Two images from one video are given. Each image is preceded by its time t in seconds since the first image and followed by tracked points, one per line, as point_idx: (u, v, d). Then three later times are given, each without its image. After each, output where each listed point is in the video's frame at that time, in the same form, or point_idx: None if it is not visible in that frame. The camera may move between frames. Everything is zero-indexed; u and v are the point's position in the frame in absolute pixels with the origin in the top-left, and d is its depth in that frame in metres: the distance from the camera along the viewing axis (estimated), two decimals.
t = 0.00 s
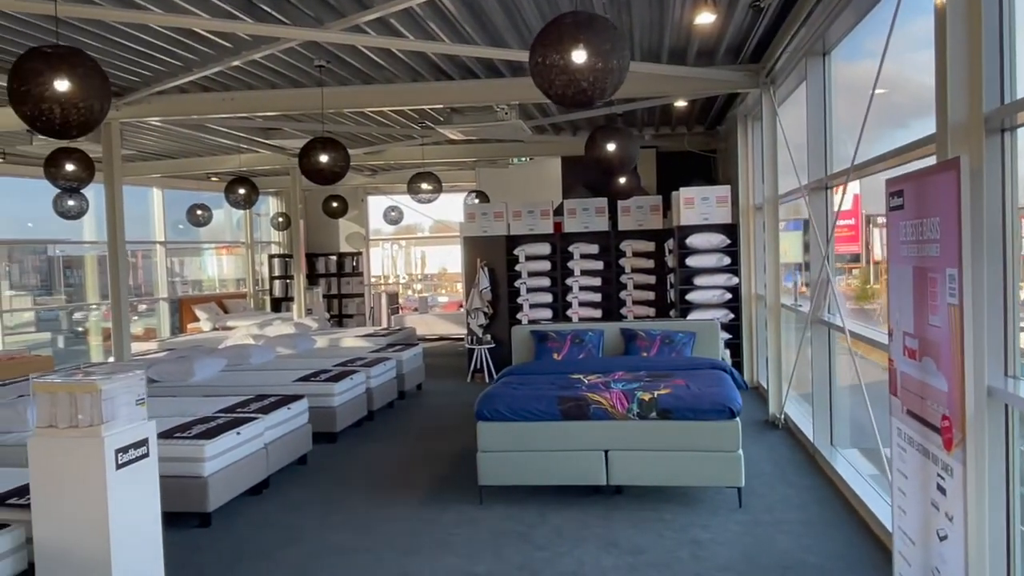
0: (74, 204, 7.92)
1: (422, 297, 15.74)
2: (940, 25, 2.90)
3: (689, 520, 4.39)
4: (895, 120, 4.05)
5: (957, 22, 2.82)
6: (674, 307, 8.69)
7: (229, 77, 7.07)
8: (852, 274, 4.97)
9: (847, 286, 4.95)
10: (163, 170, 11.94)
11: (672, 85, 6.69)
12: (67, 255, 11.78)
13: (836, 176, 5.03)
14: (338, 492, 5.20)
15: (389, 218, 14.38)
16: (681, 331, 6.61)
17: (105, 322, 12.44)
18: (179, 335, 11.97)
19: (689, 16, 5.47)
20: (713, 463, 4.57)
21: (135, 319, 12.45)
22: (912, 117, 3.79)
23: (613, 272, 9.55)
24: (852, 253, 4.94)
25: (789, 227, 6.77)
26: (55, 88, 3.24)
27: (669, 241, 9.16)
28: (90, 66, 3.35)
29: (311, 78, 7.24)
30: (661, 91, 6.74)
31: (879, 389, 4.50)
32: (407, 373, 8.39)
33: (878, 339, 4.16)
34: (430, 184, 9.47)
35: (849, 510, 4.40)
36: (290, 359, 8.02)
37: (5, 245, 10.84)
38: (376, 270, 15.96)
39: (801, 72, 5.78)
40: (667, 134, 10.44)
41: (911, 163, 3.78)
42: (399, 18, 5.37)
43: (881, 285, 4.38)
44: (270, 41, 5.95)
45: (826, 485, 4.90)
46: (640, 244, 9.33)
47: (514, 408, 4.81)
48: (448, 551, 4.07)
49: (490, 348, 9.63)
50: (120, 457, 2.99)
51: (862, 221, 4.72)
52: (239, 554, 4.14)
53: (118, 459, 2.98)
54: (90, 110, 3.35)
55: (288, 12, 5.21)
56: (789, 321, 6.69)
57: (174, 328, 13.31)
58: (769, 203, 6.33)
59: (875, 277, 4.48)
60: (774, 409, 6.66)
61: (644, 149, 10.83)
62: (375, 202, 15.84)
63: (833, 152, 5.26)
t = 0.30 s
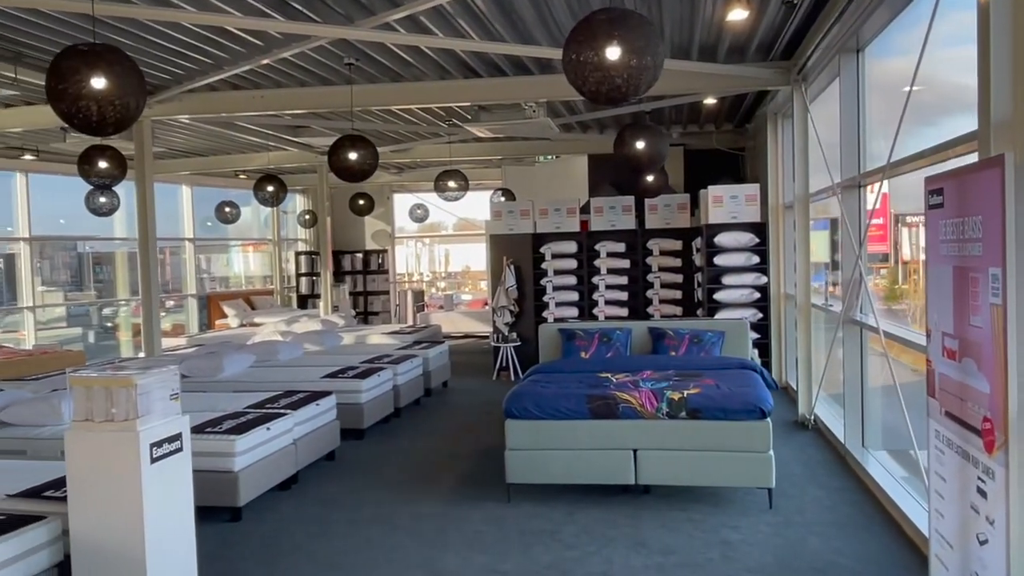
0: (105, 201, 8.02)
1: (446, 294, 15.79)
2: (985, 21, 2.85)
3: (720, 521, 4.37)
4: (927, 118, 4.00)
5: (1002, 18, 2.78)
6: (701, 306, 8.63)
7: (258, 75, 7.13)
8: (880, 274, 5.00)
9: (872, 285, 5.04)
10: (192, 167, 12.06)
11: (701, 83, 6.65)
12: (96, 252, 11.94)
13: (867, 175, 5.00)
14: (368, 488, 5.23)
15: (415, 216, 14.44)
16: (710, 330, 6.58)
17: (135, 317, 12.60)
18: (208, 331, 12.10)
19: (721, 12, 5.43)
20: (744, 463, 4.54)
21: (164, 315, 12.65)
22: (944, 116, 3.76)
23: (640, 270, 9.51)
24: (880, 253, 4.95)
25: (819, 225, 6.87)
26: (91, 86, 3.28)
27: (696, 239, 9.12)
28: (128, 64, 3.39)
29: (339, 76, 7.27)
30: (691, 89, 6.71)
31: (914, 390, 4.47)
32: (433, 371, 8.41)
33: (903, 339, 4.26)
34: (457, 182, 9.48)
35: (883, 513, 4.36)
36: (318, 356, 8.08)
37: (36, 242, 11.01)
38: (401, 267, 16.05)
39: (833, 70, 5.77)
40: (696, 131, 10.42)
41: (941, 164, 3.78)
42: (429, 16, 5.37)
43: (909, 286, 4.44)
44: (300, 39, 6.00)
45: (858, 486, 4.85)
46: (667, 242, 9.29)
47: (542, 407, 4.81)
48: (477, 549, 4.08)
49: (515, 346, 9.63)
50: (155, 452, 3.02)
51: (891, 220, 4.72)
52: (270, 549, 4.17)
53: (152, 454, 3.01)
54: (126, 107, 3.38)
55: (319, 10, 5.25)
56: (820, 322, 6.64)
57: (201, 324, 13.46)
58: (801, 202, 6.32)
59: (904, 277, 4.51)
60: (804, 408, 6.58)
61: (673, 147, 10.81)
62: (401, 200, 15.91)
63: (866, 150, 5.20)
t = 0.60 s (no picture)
0: (139, 198, 8.14)
1: (471, 292, 15.83)
2: None
3: (750, 521, 4.34)
4: (964, 118, 3.94)
5: None
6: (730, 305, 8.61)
7: (289, 73, 7.19)
8: (911, 274, 4.94)
9: (905, 285, 4.94)
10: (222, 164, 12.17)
11: (733, 81, 6.60)
12: (128, 248, 12.11)
13: (903, 174, 4.94)
14: (398, 483, 5.26)
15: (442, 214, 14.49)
16: (741, 329, 6.54)
17: (167, 312, 12.79)
18: (238, 327, 12.24)
19: (757, 9, 5.40)
20: (776, 464, 4.51)
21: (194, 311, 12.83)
22: (979, 116, 3.72)
23: (669, 269, 9.47)
24: (914, 253, 4.88)
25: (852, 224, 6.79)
26: (130, 83, 3.33)
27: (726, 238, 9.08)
28: (167, 62, 3.43)
29: (370, 74, 7.31)
30: (722, 87, 6.66)
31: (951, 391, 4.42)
32: (461, 368, 8.44)
33: (937, 339, 4.21)
34: (485, 179, 9.49)
35: (918, 516, 4.31)
36: (346, 352, 8.13)
37: (71, 237, 11.19)
38: (428, 265, 16.12)
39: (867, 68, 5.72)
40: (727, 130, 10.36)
41: (974, 164, 3.73)
42: (461, 13, 5.39)
43: (941, 286, 4.39)
44: (332, 37, 6.04)
45: (892, 488, 4.80)
46: (696, 241, 9.24)
47: (572, 405, 4.80)
48: (505, 546, 4.09)
49: (543, 344, 9.63)
50: (191, 445, 3.06)
51: (922, 220, 4.64)
52: (301, 543, 4.22)
53: (189, 447, 3.05)
54: (164, 104, 3.43)
55: (352, 8, 5.28)
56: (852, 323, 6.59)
57: (231, 320, 13.63)
58: (834, 200, 6.29)
59: (935, 278, 4.47)
60: (836, 409, 6.56)
61: (704, 146, 10.77)
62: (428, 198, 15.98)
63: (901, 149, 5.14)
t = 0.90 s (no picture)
0: (174, 194, 8.26)
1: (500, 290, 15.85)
2: None
3: (783, 522, 4.30)
4: (1004, 115, 3.86)
5: None
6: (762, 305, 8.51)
7: (323, 71, 7.25)
8: (947, 274, 4.86)
9: (941, 285, 4.87)
10: (255, 162, 12.31)
11: (767, 78, 6.54)
12: (162, 244, 12.31)
13: (941, 171, 4.85)
14: (429, 479, 5.29)
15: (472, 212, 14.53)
16: (774, 329, 6.47)
17: (200, 308, 12.99)
18: (270, 322, 12.39)
19: (793, 5, 5.34)
20: (809, 465, 4.46)
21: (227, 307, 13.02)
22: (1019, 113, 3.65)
23: (701, 268, 9.41)
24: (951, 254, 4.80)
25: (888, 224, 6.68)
26: (169, 81, 3.38)
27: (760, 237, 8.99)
28: (204, 60, 3.47)
29: (403, 72, 7.35)
30: (756, 84, 6.59)
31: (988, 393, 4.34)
32: (491, 365, 8.46)
33: (975, 339, 4.15)
34: (516, 177, 9.48)
35: (956, 520, 4.23)
36: (377, 348, 8.19)
37: (107, 233, 11.40)
38: (457, 263, 16.18)
39: (905, 65, 5.64)
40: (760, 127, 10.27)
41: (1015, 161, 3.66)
42: (494, 10, 5.40)
43: (977, 287, 4.32)
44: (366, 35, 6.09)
45: (929, 491, 4.72)
46: (728, 239, 9.16)
47: (602, 403, 4.79)
48: (535, 543, 4.09)
49: (571, 343, 9.61)
50: (227, 438, 3.11)
51: (958, 219, 4.57)
52: (333, 536, 4.26)
53: (225, 440, 3.10)
54: (202, 101, 3.48)
55: (387, 5, 5.31)
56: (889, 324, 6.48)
57: (263, 315, 13.80)
58: (870, 199, 6.20)
59: (972, 278, 4.39)
60: (871, 411, 6.45)
61: (737, 143, 10.69)
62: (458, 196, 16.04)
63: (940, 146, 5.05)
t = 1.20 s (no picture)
0: (211, 191, 8.40)
1: (532, 288, 15.84)
2: None
3: (819, 526, 4.24)
4: None
5: None
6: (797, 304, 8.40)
7: (358, 69, 7.32)
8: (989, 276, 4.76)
9: (984, 286, 4.77)
10: (291, 159, 12.46)
11: (804, 75, 6.44)
12: (199, 240, 12.54)
13: (984, 170, 4.74)
14: (461, 476, 5.32)
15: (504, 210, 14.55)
16: (810, 330, 6.39)
17: (236, 303, 13.22)
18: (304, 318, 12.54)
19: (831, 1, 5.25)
20: (845, 468, 4.39)
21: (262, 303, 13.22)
22: None
23: (734, 267, 9.31)
24: (993, 254, 4.70)
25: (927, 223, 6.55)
26: (208, 79, 3.43)
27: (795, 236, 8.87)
28: (242, 59, 3.52)
29: (437, 70, 7.38)
30: (794, 81, 6.49)
31: None
32: (522, 363, 8.47)
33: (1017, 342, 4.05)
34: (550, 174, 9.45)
35: (998, 526, 4.13)
36: (409, 345, 8.24)
37: (147, 230, 11.63)
38: (490, 260, 16.22)
39: (948, 61, 5.53)
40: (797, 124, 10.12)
41: None
42: (529, 8, 5.40)
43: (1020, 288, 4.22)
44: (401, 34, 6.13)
45: (972, 497, 4.61)
46: (763, 238, 9.04)
47: (635, 402, 4.76)
48: (566, 542, 4.09)
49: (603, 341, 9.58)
50: (262, 432, 3.15)
51: (1001, 218, 4.48)
52: (366, 531, 4.30)
53: (260, 434, 3.14)
54: (240, 100, 3.53)
55: (421, 3, 5.33)
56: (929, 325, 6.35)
57: (297, 311, 13.98)
58: (909, 198, 6.08)
59: (1014, 279, 4.29)
60: (909, 413, 6.30)
61: (773, 141, 10.56)
62: (491, 193, 16.07)
63: (983, 144, 4.93)
